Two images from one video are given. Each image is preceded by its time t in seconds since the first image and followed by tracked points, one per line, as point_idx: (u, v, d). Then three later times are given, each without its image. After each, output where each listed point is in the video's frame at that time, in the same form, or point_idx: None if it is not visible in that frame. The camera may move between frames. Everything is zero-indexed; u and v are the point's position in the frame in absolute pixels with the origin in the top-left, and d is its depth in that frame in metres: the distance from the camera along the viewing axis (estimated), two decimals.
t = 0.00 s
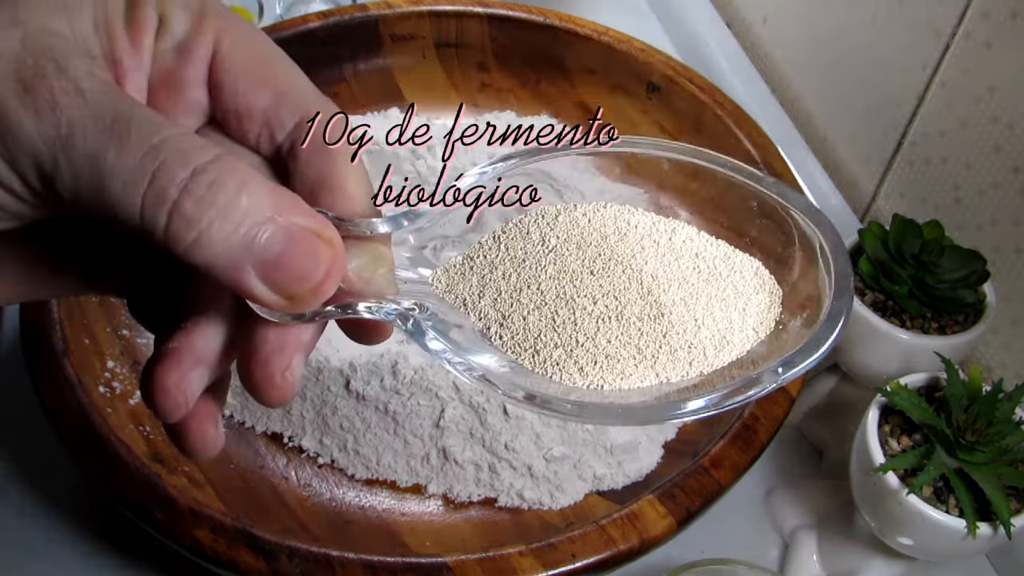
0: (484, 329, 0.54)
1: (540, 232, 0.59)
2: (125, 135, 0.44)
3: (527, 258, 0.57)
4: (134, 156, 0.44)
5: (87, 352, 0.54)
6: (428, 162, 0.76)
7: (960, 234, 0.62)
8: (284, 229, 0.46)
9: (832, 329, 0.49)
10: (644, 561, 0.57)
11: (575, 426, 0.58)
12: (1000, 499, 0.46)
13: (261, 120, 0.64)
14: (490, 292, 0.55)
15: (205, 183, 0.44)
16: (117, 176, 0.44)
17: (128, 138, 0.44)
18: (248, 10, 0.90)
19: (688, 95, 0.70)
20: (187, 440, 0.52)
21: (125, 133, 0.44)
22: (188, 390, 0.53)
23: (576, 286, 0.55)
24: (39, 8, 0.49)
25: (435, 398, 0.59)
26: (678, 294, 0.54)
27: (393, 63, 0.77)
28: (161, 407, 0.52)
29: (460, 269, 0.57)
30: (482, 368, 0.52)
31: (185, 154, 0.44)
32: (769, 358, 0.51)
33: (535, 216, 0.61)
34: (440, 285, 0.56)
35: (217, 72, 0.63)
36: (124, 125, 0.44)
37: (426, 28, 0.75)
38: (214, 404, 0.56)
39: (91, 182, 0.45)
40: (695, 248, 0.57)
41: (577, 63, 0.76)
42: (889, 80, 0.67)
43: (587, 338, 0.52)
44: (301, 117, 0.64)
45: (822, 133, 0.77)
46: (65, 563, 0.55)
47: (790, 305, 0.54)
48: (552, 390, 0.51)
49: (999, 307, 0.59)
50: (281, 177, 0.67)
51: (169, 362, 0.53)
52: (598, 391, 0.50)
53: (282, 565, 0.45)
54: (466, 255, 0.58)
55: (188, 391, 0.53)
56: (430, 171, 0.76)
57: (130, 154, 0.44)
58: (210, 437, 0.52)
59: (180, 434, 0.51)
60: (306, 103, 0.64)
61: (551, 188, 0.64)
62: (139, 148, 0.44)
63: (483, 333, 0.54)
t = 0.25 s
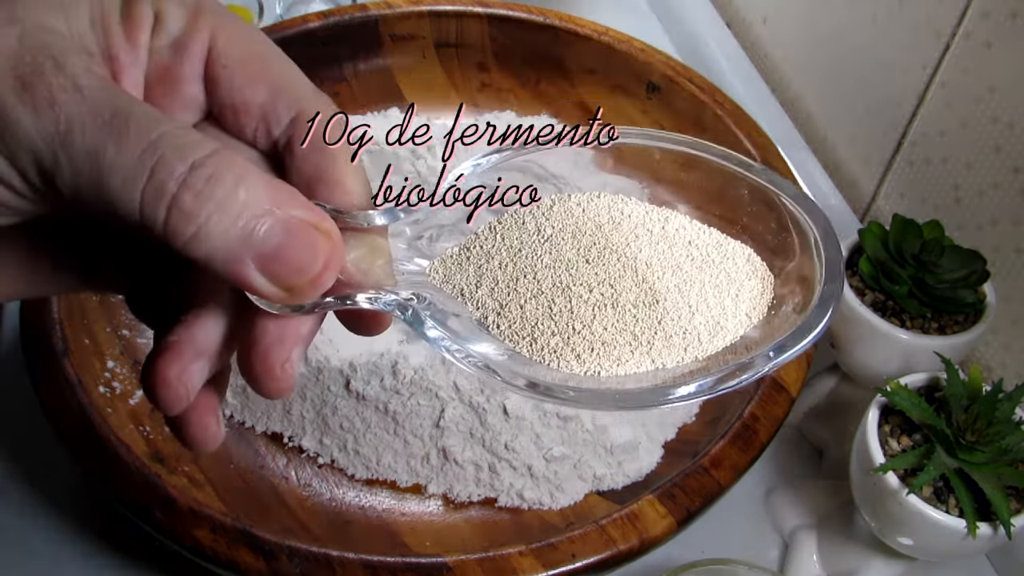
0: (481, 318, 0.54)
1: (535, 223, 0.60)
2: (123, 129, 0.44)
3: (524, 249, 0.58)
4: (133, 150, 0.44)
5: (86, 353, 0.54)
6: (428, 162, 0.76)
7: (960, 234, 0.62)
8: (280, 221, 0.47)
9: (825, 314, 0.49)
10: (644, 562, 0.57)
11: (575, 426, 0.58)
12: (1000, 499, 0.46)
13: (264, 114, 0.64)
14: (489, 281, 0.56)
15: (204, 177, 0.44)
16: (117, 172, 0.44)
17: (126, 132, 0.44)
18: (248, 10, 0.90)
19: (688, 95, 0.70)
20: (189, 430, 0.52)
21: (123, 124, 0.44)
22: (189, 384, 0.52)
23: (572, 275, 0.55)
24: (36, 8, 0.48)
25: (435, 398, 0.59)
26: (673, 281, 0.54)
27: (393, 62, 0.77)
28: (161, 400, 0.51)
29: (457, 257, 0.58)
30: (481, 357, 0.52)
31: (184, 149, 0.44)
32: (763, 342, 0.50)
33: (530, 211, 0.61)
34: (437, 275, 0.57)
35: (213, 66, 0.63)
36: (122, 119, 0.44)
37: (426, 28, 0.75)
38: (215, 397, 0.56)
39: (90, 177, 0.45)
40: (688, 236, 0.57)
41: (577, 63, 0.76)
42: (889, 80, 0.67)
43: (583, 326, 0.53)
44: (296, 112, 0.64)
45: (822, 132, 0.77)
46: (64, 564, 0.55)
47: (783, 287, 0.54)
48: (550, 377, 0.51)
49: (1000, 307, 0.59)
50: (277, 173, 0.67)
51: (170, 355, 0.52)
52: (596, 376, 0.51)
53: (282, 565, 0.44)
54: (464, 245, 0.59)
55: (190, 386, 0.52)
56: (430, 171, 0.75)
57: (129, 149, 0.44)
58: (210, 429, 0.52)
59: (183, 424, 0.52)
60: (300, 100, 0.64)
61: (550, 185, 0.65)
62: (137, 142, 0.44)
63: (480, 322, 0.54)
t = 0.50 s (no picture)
0: (480, 323, 0.55)
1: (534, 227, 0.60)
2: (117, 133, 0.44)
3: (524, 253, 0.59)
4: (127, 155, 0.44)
5: (87, 353, 0.54)
6: (428, 162, 0.76)
7: (960, 234, 0.62)
8: (276, 225, 0.47)
9: (824, 319, 0.49)
10: (645, 562, 0.57)
11: (575, 426, 0.58)
12: (999, 499, 0.46)
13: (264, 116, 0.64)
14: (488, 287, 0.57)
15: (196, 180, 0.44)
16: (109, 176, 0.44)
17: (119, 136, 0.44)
18: (248, 10, 0.90)
19: (688, 95, 0.70)
20: (185, 435, 0.51)
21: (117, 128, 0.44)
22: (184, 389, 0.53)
23: (571, 279, 0.56)
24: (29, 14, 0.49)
25: (435, 398, 0.59)
26: (672, 286, 0.55)
27: (392, 63, 0.77)
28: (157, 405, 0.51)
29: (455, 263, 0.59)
30: (480, 362, 0.52)
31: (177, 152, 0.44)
32: (763, 347, 0.51)
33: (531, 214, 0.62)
34: (434, 280, 0.58)
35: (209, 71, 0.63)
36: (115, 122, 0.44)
37: (426, 28, 0.75)
38: (211, 403, 0.56)
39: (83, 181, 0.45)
40: (688, 240, 0.58)
41: (577, 63, 0.76)
42: (889, 80, 0.67)
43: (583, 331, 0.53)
44: (293, 117, 0.64)
45: (822, 132, 0.77)
46: (64, 564, 0.55)
47: (783, 294, 0.54)
48: (549, 382, 0.51)
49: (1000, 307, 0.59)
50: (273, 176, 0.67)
51: (165, 361, 0.53)
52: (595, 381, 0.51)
53: (282, 565, 0.44)
54: (461, 249, 0.60)
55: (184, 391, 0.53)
56: (430, 171, 0.75)
57: (122, 152, 0.44)
58: (206, 434, 0.52)
59: (178, 432, 0.51)
60: (297, 102, 0.64)
61: (549, 186, 0.65)
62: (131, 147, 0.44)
63: (478, 327, 0.55)
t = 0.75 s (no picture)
0: (469, 322, 0.55)
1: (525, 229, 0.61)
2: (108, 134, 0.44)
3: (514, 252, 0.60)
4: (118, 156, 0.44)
5: (85, 353, 0.55)
6: (428, 162, 0.74)
7: (960, 234, 0.61)
8: (267, 224, 0.47)
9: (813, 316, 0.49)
10: (645, 561, 0.57)
11: (575, 426, 0.58)
12: (1000, 499, 0.46)
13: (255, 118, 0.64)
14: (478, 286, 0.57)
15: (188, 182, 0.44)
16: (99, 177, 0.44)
17: (111, 137, 0.44)
18: (249, 11, 0.90)
19: (688, 95, 0.70)
20: (175, 433, 0.51)
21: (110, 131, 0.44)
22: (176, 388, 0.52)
23: (560, 277, 0.57)
24: (22, 16, 0.50)
25: (435, 398, 0.59)
26: (660, 284, 0.56)
27: (391, 62, 0.78)
28: (149, 403, 0.51)
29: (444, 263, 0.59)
30: (470, 361, 0.52)
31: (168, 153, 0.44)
32: (752, 344, 0.50)
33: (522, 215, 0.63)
34: (424, 279, 0.58)
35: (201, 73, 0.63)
36: (107, 124, 0.44)
37: (426, 29, 0.76)
38: (203, 403, 0.56)
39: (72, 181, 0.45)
40: (677, 239, 0.59)
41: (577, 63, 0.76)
42: (889, 80, 0.67)
43: (571, 328, 0.54)
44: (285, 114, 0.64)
45: (822, 132, 0.77)
46: (64, 564, 0.55)
47: (770, 297, 0.54)
48: (538, 379, 0.51)
49: (1000, 307, 0.59)
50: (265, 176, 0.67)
51: (156, 360, 0.53)
52: (583, 378, 0.51)
53: (282, 565, 0.44)
54: (452, 249, 0.61)
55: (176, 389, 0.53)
56: (430, 171, 0.74)
57: (113, 154, 0.44)
58: (196, 432, 0.52)
59: (167, 429, 0.50)
60: (288, 106, 0.64)
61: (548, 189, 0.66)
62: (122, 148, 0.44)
63: (467, 326, 0.55)
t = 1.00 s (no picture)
0: (452, 318, 0.55)
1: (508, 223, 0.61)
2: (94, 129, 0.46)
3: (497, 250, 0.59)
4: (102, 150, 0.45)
5: (85, 353, 0.55)
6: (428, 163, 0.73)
7: (960, 234, 0.62)
8: (248, 217, 0.48)
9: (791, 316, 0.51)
10: (645, 561, 0.57)
11: (575, 426, 0.58)
12: (999, 499, 0.46)
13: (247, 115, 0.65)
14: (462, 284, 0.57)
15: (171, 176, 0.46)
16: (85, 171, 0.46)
17: (96, 133, 0.46)
18: (248, 11, 0.90)
19: (688, 95, 0.70)
20: (158, 428, 0.51)
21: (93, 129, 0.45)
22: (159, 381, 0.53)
23: (543, 274, 0.57)
24: (11, 12, 0.52)
25: (435, 398, 0.59)
26: (643, 281, 0.56)
27: (391, 63, 0.78)
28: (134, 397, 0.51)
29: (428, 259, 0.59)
30: (453, 357, 0.52)
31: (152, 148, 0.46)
32: (733, 342, 0.51)
33: (504, 209, 0.62)
34: (408, 276, 0.58)
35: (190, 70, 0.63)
36: (93, 119, 0.46)
37: (426, 29, 0.76)
38: (186, 399, 0.55)
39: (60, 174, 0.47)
40: (661, 237, 0.59)
41: (576, 63, 0.76)
42: (889, 80, 0.67)
43: (554, 326, 0.54)
44: (272, 110, 0.63)
45: (821, 133, 0.77)
46: (64, 564, 0.55)
47: (754, 292, 0.55)
48: (520, 374, 0.51)
49: (1000, 307, 0.59)
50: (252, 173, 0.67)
51: (138, 353, 0.53)
52: (565, 374, 0.51)
53: (282, 565, 0.44)
54: (436, 245, 0.60)
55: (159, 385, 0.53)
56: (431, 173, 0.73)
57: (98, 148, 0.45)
58: (180, 427, 0.52)
59: (149, 422, 0.51)
60: (274, 102, 0.63)
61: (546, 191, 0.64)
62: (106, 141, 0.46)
63: (451, 322, 0.55)
